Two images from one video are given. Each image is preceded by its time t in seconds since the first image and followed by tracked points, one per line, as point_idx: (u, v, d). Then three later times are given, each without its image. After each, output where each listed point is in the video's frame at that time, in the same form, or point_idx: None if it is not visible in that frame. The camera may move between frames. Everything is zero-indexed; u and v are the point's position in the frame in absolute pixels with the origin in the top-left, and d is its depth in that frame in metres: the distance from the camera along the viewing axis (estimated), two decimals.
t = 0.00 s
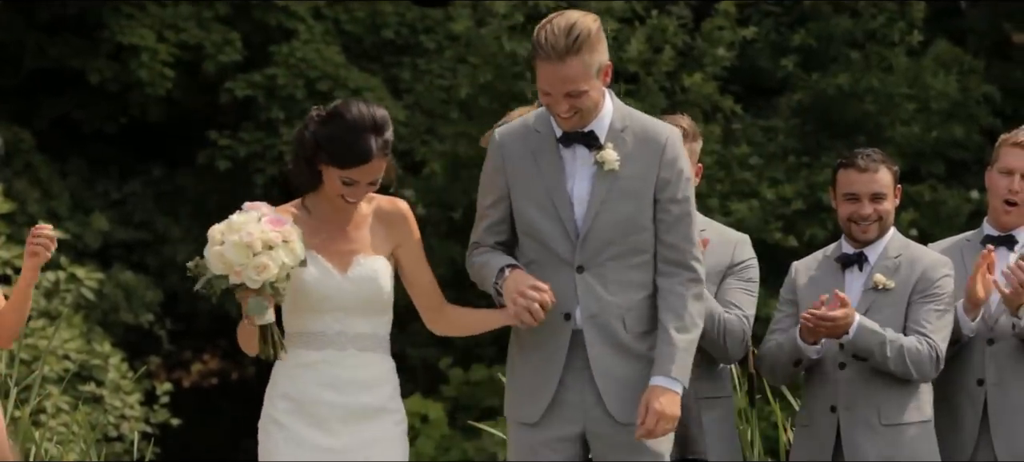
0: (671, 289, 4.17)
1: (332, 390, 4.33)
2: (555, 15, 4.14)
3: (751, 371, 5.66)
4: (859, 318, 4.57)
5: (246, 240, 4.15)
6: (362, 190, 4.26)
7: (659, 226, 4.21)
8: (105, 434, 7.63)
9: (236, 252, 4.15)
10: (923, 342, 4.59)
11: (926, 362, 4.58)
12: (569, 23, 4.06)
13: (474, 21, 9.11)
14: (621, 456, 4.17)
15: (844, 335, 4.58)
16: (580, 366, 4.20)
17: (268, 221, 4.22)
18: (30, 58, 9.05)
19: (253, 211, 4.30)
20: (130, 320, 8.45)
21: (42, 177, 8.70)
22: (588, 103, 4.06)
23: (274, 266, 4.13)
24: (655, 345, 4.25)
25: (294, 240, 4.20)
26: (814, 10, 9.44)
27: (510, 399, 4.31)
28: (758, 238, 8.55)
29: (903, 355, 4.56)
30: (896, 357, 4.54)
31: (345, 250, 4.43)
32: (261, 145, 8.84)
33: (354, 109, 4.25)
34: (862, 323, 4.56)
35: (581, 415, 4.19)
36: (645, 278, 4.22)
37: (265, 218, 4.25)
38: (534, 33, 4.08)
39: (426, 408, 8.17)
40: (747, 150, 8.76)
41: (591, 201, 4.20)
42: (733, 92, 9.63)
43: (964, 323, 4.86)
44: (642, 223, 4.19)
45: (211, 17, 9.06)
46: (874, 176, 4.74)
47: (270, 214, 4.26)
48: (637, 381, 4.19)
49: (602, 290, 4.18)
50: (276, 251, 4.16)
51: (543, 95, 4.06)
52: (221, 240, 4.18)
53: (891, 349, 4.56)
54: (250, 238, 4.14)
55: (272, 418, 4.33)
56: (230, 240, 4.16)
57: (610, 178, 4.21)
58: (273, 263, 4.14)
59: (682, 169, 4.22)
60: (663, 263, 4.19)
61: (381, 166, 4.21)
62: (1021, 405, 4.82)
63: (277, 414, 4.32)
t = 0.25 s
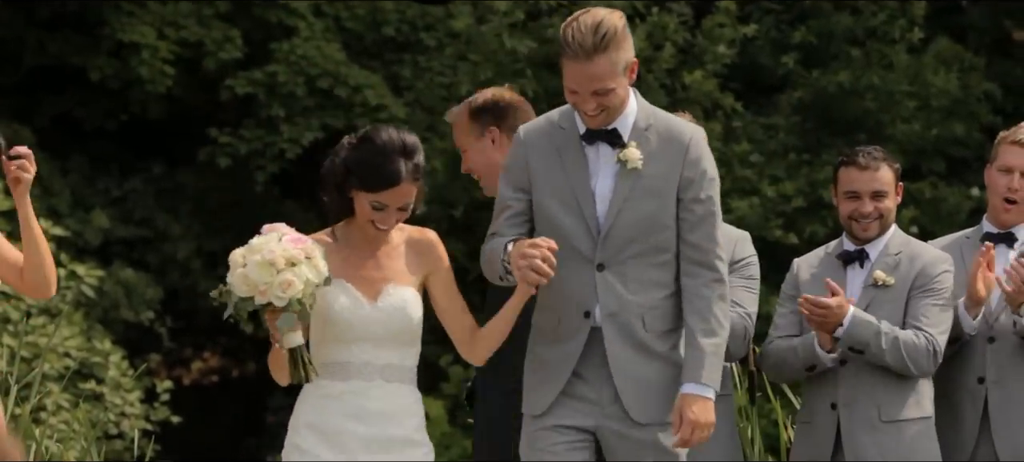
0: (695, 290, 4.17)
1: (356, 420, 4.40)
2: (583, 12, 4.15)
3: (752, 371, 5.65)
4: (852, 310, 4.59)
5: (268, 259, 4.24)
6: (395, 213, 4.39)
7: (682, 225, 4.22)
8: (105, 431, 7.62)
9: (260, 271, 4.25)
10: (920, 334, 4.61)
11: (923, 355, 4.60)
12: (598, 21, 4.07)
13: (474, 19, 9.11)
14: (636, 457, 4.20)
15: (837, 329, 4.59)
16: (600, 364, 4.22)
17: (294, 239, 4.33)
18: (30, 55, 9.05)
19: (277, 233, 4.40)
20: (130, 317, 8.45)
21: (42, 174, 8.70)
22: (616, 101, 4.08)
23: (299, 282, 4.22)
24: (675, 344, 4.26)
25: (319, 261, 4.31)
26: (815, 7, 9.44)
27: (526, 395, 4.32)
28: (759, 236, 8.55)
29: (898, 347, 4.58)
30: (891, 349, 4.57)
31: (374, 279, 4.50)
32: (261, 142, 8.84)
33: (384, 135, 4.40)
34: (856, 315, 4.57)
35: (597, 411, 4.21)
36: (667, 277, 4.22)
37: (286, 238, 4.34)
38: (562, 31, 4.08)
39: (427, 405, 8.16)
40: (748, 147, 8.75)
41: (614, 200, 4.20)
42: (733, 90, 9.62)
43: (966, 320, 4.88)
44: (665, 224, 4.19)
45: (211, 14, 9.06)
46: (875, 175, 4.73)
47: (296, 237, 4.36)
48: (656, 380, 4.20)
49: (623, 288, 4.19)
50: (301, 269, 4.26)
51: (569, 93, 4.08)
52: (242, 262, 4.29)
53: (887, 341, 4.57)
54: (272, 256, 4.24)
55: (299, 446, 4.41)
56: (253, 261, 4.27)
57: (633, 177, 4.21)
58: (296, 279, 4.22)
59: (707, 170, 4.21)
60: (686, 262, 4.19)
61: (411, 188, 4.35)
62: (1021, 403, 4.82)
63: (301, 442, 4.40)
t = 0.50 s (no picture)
0: (703, 312, 3.89)
1: (369, 405, 4.14)
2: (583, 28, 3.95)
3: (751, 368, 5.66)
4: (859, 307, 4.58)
5: (286, 243, 4.00)
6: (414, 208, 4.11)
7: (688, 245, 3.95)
8: (105, 428, 7.62)
9: (276, 253, 4.01)
10: (923, 333, 4.59)
11: (925, 355, 4.58)
12: (597, 38, 3.87)
13: (474, 15, 9.11)
14: None
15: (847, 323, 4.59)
16: (604, 385, 3.95)
17: (315, 226, 4.08)
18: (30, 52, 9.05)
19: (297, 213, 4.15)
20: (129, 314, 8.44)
21: (42, 171, 8.69)
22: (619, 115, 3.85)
23: (311, 272, 4.00)
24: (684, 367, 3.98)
25: (335, 249, 4.06)
26: (815, 5, 9.44)
27: (530, 415, 4.06)
28: (758, 233, 8.55)
29: (903, 347, 4.56)
30: (896, 347, 4.55)
31: (388, 264, 4.23)
32: (261, 139, 8.84)
33: (409, 123, 4.13)
34: (865, 312, 4.57)
35: (605, 433, 3.95)
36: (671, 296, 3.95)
37: (307, 222, 4.09)
38: (560, 46, 3.87)
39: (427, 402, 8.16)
40: (748, 144, 8.75)
41: (616, 215, 3.94)
42: (732, 87, 9.62)
43: (965, 320, 4.86)
44: (668, 240, 3.93)
45: (211, 11, 9.06)
46: (873, 173, 4.72)
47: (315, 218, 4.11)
48: (665, 402, 3.92)
49: (625, 307, 3.93)
50: (314, 257, 4.01)
51: (570, 110, 3.86)
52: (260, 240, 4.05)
53: (893, 339, 4.56)
54: (291, 240, 4.00)
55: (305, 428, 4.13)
56: (270, 241, 4.03)
57: (635, 193, 3.95)
58: (310, 269, 4.00)
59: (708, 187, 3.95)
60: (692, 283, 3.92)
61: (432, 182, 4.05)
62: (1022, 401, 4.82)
63: (308, 424, 4.12)
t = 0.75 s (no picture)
0: (697, 323, 3.80)
1: (371, 400, 4.01)
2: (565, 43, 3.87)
3: (749, 361, 5.66)
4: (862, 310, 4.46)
5: (325, 229, 3.84)
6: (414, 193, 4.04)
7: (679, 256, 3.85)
8: (103, 421, 7.63)
9: (310, 238, 3.85)
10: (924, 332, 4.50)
11: (927, 352, 4.48)
12: (577, 48, 3.79)
13: (473, 9, 9.11)
14: None
15: (848, 328, 4.46)
16: (597, 397, 3.86)
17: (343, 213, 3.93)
18: (28, 45, 9.04)
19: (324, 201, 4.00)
20: (128, 306, 8.45)
21: (40, 164, 8.69)
22: (603, 123, 3.77)
23: (347, 257, 3.85)
24: (679, 377, 3.88)
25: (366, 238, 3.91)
26: None
27: (515, 424, 3.95)
28: (756, 226, 8.55)
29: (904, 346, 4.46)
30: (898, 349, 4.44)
31: (382, 254, 4.09)
32: (259, 132, 8.83)
33: (410, 107, 4.06)
34: (868, 316, 4.44)
35: (595, 447, 3.86)
36: (663, 308, 3.86)
37: (335, 210, 3.95)
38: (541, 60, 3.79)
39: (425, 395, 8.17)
40: (746, 137, 8.74)
41: (608, 226, 3.84)
42: (731, 80, 9.63)
43: (964, 316, 4.83)
44: (661, 251, 3.83)
45: (209, 4, 9.05)
46: (869, 167, 4.74)
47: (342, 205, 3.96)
48: (661, 414, 3.82)
49: (616, 318, 3.83)
50: (348, 243, 3.87)
51: (555, 124, 3.79)
52: (293, 226, 3.88)
53: (894, 340, 4.44)
54: (329, 226, 3.84)
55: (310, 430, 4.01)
56: (303, 227, 3.86)
57: (625, 203, 3.86)
58: (346, 256, 3.85)
59: (698, 197, 3.85)
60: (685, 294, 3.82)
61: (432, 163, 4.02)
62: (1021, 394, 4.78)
63: (313, 426, 4.00)
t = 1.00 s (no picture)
0: (694, 313, 3.80)
1: (378, 387, 3.96)
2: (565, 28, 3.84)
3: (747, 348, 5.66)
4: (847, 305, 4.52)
5: (365, 233, 3.77)
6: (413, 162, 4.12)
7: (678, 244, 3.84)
8: (102, 408, 7.63)
9: (356, 244, 3.76)
10: (918, 319, 4.51)
11: (920, 339, 4.50)
12: (576, 35, 3.77)
13: None
14: None
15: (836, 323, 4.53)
16: (595, 385, 3.87)
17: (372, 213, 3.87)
18: (27, 33, 9.04)
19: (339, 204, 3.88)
20: (127, 294, 8.45)
21: (39, 152, 8.69)
22: (601, 112, 3.76)
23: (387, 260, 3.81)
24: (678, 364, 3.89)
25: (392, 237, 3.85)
26: None
27: (518, 410, 3.98)
28: (755, 214, 8.56)
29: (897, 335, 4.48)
30: (887, 338, 4.48)
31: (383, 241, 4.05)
32: (258, 120, 8.83)
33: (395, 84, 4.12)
34: (853, 309, 4.49)
35: (591, 435, 3.88)
36: (662, 296, 3.85)
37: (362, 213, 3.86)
38: (540, 47, 3.77)
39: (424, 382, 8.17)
40: (744, 125, 8.74)
41: (606, 214, 3.83)
42: (730, 69, 9.63)
43: (960, 307, 4.83)
44: (659, 240, 3.83)
45: None
46: (864, 153, 4.73)
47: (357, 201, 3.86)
48: (658, 403, 3.83)
49: (613, 307, 3.83)
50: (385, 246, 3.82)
51: (553, 110, 3.78)
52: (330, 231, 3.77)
53: (884, 330, 4.49)
54: (371, 231, 3.77)
55: (321, 418, 3.93)
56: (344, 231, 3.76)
57: (624, 192, 3.85)
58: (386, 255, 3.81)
59: (699, 185, 3.83)
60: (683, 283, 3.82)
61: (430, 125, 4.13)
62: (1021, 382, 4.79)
63: (326, 414, 3.92)
